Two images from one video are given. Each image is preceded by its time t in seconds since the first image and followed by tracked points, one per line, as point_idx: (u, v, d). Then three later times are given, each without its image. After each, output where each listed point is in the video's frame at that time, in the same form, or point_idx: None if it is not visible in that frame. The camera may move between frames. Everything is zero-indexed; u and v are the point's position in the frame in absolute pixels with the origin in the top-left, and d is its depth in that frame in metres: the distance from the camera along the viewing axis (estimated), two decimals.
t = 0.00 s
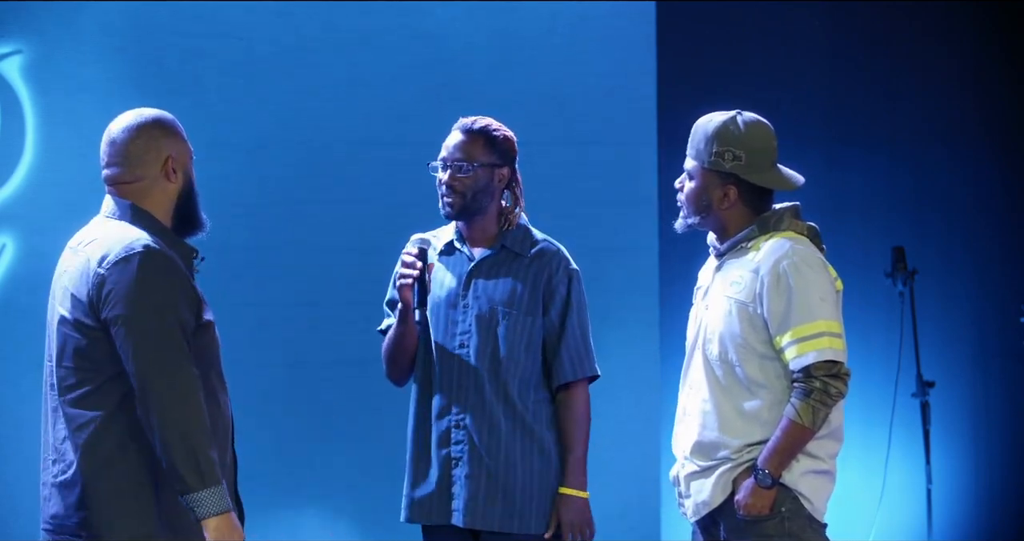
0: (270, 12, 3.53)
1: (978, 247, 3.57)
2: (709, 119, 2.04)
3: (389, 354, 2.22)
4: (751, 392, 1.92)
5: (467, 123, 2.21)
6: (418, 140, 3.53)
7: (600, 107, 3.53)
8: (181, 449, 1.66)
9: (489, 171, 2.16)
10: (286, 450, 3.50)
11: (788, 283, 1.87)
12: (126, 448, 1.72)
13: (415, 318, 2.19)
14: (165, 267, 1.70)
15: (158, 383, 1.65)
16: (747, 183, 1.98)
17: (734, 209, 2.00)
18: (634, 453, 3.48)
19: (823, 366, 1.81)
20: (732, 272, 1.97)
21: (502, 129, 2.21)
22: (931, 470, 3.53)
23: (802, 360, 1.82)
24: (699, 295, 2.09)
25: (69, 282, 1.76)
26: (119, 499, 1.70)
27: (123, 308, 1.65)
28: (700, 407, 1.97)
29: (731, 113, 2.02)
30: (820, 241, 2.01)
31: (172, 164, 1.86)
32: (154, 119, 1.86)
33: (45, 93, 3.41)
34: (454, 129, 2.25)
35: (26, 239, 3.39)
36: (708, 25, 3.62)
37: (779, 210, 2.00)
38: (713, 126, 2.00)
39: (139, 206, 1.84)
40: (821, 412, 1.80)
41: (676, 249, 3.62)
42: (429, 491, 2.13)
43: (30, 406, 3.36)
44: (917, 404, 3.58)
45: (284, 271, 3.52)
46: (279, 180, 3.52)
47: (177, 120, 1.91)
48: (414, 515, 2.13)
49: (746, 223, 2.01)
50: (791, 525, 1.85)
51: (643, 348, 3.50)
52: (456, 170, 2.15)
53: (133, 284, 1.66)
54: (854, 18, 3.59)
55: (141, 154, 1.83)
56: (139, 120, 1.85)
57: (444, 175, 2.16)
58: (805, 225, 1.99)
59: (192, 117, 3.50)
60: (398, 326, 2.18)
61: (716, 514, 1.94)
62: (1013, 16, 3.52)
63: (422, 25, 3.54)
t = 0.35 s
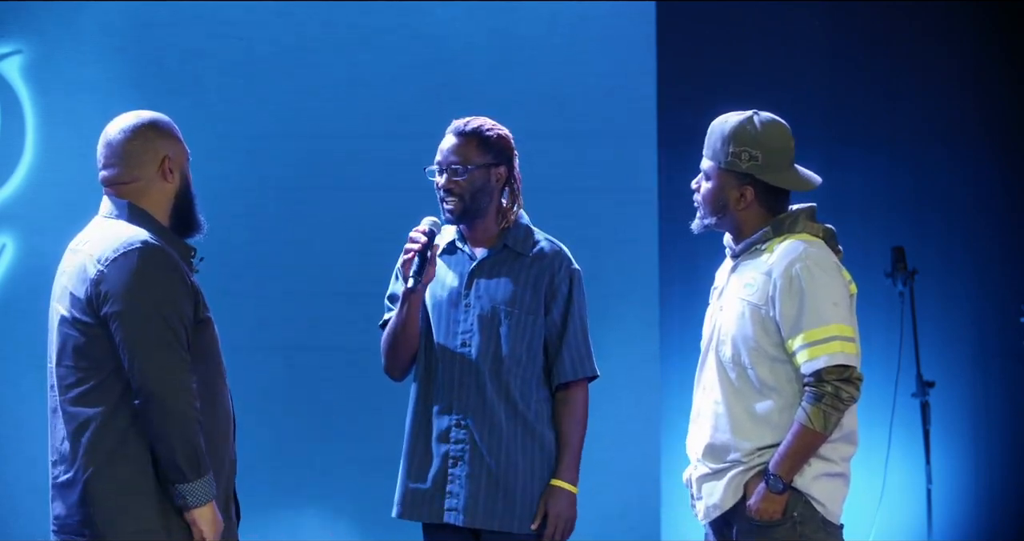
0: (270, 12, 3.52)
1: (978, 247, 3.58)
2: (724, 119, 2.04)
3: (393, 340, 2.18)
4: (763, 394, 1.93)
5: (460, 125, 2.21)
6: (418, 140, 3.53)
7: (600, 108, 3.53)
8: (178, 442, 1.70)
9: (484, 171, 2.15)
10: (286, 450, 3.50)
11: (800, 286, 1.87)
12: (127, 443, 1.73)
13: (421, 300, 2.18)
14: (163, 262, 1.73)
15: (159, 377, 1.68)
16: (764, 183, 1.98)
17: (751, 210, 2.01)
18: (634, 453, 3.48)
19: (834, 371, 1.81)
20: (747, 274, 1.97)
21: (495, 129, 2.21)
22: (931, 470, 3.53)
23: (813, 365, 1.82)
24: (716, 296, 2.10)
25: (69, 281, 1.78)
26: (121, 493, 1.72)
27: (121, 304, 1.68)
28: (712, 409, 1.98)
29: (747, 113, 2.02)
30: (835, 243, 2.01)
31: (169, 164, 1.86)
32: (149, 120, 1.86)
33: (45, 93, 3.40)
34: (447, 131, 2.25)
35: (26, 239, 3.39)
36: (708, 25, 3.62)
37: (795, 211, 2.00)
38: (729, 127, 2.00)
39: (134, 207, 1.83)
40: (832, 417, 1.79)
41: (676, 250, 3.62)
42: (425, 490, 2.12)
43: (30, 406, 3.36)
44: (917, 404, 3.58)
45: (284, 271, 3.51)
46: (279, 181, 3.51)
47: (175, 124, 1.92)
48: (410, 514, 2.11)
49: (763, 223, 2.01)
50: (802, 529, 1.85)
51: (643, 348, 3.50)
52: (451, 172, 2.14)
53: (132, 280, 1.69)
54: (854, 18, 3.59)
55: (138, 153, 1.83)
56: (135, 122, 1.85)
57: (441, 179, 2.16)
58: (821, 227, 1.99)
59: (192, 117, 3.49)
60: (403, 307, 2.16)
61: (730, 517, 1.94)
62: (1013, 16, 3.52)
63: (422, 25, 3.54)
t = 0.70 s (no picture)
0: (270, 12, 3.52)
1: (978, 247, 3.58)
2: (735, 121, 2.04)
3: (392, 337, 2.18)
4: (767, 397, 1.93)
5: (457, 125, 2.21)
6: (419, 140, 3.52)
7: (600, 108, 3.53)
8: (191, 437, 1.69)
9: (483, 170, 2.15)
10: (285, 450, 3.49)
11: (803, 292, 1.87)
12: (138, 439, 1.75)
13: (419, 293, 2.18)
14: (172, 255, 1.74)
15: (174, 370, 1.69)
16: (774, 185, 1.99)
17: (761, 212, 2.01)
18: (634, 453, 3.48)
19: (835, 377, 1.80)
20: (755, 276, 1.98)
21: (492, 128, 2.21)
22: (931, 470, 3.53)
23: (814, 370, 1.81)
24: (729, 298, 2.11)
25: (70, 279, 1.77)
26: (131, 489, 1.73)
27: (134, 297, 1.68)
28: (720, 412, 1.99)
29: (757, 115, 2.02)
30: (847, 244, 2.00)
31: (160, 160, 1.87)
32: (137, 120, 1.86)
33: (45, 93, 3.42)
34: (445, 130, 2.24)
35: (26, 239, 3.39)
36: (708, 25, 3.62)
37: (807, 213, 2.00)
38: (738, 129, 2.00)
39: (132, 201, 1.83)
40: (833, 422, 1.79)
41: (675, 249, 3.63)
42: (424, 489, 2.12)
43: (30, 406, 3.36)
44: (917, 404, 3.58)
45: (284, 271, 3.51)
46: (279, 181, 3.51)
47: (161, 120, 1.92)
48: (410, 514, 2.11)
49: (774, 225, 2.02)
50: (805, 533, 1.85)
51: (643, 348, 3.50)
52: (449, 171, 2.14)
53: (146, 273, 1.69)
54: (854, 18, 3.59)
55: (129, 153, 1.83)
56: (124, 121, 1.85)
57: (440, 179, 2.16)
58: (833, 229, 1.98)
59: (192, 117, 3.49)
60: (399, 302, 2.17)
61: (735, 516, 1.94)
62: (1013, 16, 3.53)
63: (422, 25, 3.54)
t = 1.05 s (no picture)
0: (270, 12, 3.52)
1: (978, 247, 3.58)
2: (738, 120, 2.04)
3: (391, 339, 2.18)
4: (767, 398, 1.93)
5: (455, 126, 2.21)
6: (419, 140, 3.52)
7: (600, 107, 3.53)
8: (194, 444, 1.70)
9: (480, 171, 2.15)
10: (286, 450, 3.50)
11: (802, 293, 1.87)
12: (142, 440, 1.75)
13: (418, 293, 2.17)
14: (175, 260, 1.74)
15: (178, 375, 1.69)
16: (777, 185, 1.98)
17: (764, 211, 2.01)
18: (634, 453, 3.48)
19: (834, 377, 1.80)
20: (756, 277, 1.98)
21: (489, 128, 2.21)
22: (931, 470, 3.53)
23: (813, 371, 1.81)
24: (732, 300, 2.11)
25: (71, 281, 1.76)
26: (135, 490, 1.74)
27: (138, 303, 1.68)
28: (722, 412, 2.00)
29: (760, 114, 2.02)
30: (851, 244, 1.99)
31: (159, 159, 1.87)
32: (134, 118, 1.85)
33: (45, 93, 3.43)
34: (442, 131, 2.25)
35: (26, 239, 3.40)
36: (708, 25, 3.62)
37: (809, 213, 2.00)
38: (741, 129, 2.00)
39: (133, 202, 1.83)
40: (833, 423, 1.79)
41: (675, 249, 3.63)
42: (423, 488, 2.13)
43: (30, 406, 3.37)
44: (917, 404, 3.58)
45: (284, 271, 3.51)
46: (279, 180, 3.51)
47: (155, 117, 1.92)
48: (410, 514, 2.12)
49: (776, 224, 2.02)
50: (806, 534, 1.85)
51: (643, 347, 3.50)
52: (447, 172, 2.15)
53: (152, 277, 1.70)
54: (854, 18, 3.59)
55: (129, 152, 1.83)
56: (121, 120, 1.84)
57: (437, 180, 2.16)
58: (835, 229, 1.98)
59: (192, 117, 3.50)
60: (398, 302, 2.17)
61: (735, 516, 1.94)
62: (1013, 16, 3.53)
63: (422, 25, 3.54)
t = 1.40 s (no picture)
0: (270, 12, 3.52)
1: (978, 247, 3.58)
2: (735, 120, 2.04)
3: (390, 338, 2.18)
4: (766, 398, 1.93)
5: (453, 126, 2.21)
6: (419, 140, 3.52)
7: (600, 107, 3.52)
8: (188, 456, 1.68)
9: (478, 171, 2.15)
10: (286, 451, 3.50)
11: (800, 292, 1.87)
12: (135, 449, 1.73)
13: (416, 291, 2.17)
14: (170, 270, 1.71)
15: (171, 386, 1.67)
16: (774, 185, 1.98)
17: (761, 211, 2.01)
18: (634, 453, 3.48)
19: (832, 376, 1.81)
20: (754, 277, 1.98)
21: (488, 129, 2.21)
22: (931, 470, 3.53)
23: (812, 369, 1.81)
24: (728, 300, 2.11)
25: (65, 286, 1.74)
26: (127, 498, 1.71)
27: (130, 313, 1.66)
28: (721, 412, 1.99)
29: (757, 114, 2.02)
30: (847, 243, 1.99)
31: (161, 161, 1.86)
32: (140, 117, 1.85)
33: (45, 94, 3.40)
34: (440, 131, 2.25)
35: (26, 239, 3.40)
36: (708, 25, 3.62)
37: (805, 212, 2.00)
38: (738, 129, 2.00)
39: (132, 207, 1.83)
40: (832, 422, 1.79)
41: (675, 249, 3.63)
42: (420, 488, 2.12)
43: (29, 406, 3.36)
44: (916, 404, 3.58)
45: (284, 270, 3.51)
46: (279, 180, 3.51)
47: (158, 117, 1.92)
48: (407, 514, 2.11)
49: (773, 224, 2.01)
50: (807, 534, 1.85)
51: (643, 347, 3.50)
52: (444, 172, 2.15)
53: (144, 288, 1.68)
54: (854, 18, 3.59)
55: (132, 153, 1.82)
56: (125, 119, 1.84)
57: (434, 179, 2.16)
58: (832, 228, 1.98)
59: (192, 117, 3.50)
60: (397, 301, 2.16)
61: (734, 517, 1.94)
62: (1013, 16, 3.53)
63: (422, 25, 3.54)
